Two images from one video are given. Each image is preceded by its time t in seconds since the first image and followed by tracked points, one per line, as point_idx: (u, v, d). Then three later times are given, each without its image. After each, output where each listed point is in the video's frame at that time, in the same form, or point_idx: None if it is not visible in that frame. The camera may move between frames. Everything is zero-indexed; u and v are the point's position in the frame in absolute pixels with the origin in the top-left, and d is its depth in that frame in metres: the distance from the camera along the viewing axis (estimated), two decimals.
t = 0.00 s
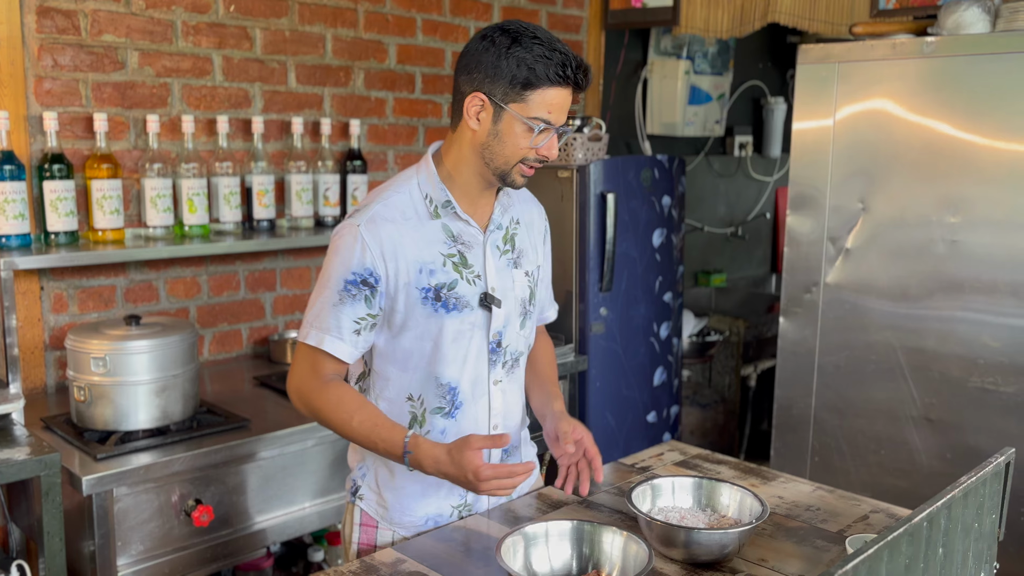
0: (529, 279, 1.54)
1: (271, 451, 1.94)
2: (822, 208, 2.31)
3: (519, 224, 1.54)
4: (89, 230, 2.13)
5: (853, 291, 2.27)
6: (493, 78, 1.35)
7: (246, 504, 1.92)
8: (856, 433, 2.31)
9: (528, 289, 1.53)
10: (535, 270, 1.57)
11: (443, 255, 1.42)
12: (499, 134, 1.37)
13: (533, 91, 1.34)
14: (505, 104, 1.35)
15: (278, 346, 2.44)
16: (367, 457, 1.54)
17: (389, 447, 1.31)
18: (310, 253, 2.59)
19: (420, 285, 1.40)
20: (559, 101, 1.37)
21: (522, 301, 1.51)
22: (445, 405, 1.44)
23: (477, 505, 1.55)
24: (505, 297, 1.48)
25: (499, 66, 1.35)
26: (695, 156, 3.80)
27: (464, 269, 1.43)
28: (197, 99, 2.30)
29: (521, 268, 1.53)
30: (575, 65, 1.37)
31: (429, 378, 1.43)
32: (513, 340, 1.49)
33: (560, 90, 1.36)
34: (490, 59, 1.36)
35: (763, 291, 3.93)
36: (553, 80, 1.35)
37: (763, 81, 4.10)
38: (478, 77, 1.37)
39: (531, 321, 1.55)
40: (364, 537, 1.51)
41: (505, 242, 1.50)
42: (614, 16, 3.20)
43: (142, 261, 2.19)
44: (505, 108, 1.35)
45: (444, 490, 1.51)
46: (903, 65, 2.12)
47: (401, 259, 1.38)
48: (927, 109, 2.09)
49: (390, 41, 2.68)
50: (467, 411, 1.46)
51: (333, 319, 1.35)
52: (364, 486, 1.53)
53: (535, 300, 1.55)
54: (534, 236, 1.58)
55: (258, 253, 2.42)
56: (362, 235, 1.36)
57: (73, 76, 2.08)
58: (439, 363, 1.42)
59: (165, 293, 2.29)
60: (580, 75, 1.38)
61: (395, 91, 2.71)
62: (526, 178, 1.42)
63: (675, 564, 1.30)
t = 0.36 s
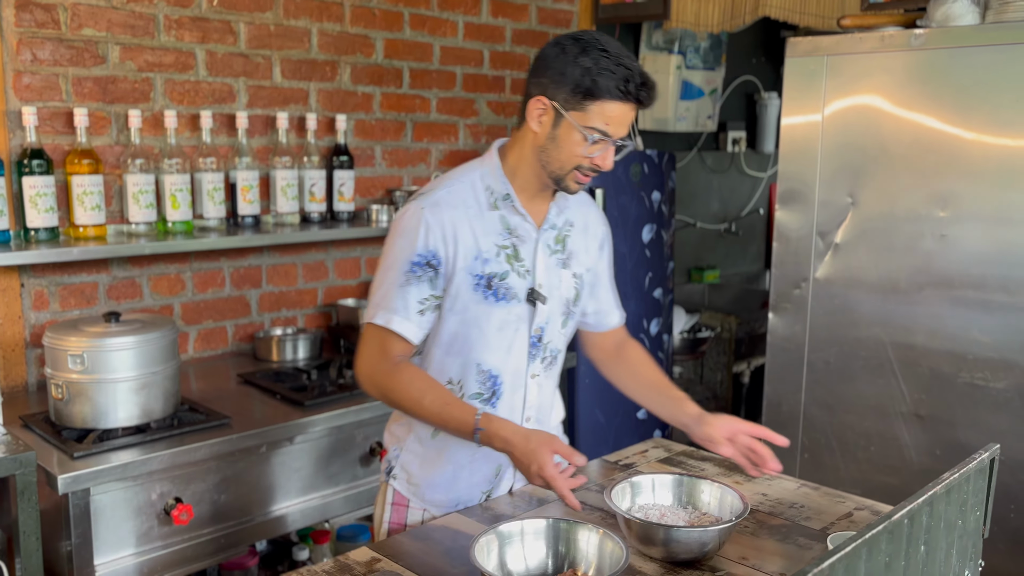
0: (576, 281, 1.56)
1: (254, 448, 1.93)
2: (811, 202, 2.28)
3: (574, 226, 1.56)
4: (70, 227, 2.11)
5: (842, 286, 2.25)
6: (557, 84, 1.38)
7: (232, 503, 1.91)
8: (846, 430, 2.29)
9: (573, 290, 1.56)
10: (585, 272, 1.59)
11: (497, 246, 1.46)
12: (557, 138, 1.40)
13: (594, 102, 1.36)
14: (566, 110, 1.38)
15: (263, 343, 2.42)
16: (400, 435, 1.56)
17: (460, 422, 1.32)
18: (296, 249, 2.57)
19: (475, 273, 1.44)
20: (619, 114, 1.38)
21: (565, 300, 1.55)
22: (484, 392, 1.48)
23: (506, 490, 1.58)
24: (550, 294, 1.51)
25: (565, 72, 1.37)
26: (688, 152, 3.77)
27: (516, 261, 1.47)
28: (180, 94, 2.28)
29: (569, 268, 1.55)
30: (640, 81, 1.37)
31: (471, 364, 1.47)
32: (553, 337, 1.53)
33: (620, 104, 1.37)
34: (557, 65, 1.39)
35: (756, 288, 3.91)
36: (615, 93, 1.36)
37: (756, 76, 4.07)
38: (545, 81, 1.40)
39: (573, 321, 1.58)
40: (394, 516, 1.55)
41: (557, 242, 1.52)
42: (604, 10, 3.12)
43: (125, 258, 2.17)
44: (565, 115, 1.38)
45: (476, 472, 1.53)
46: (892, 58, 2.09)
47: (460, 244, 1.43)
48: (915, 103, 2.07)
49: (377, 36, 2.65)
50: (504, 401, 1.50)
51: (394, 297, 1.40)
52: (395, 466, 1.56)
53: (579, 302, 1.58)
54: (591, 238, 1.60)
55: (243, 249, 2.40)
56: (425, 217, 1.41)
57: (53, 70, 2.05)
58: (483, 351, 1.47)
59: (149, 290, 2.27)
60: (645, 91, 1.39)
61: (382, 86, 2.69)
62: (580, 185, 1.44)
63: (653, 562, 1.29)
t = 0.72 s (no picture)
0: (625, 282, 1.57)
1: (244, 443, 1.92)
2: (807, 195, 2.26)
3: (633, 227, 1.56)
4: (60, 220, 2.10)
5: (838, 279, 2.23)
6: (615, 80, 1.38)
7: (220, 498, 1.90)
8: (842, 424, 2.28)
9: (618, 291, 1.57)
10: (639, 276, 1.59)
11: (547, 233, 1.49)
12: (611, 134, 1.39)
13: (649, 98, 1.34)
14: (623, 106, 1.37)
15: (256, 338, 2.41)
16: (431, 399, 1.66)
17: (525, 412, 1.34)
18: (290, 243, 2.56)
19: (521, 255, 1.48)
20: (678, 115, 1.36)
21: (607, 299, 1.56)
22: (514, 367, 1.54)
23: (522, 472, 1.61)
24: (591, 291, 1.54)
25: (623, 68, 1.37)
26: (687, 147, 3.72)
27: (562, 251, 1.50)
28: (171, 87, 2.26)
29: (618, 269, 1.56)
30: (699, 81, 1.35)
31: (506, 339, 1.53)
32: (591, 333, 1.56)
33: (679, 104, 1.34)
34: (618, 60, 1.38)
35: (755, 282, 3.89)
36: (671, 90, 1.34)
37: (755, 69, 4.05)
38: (606, 76, 1.40)
39: (620, 322, 1.58)
40: (415, 474, 1.65)
41: (609, 241, 1.54)
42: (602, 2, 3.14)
43: (116, 252, 2.16)
44: (621, 111, 1.37)
45: (495, 442, 1.59)
46: (888, 48, 2.07)
47: (512, 224, 1.47)
48: (910, 95, 2.05)
49: (370, 28, 2.64)
50: (534, 382, 1.55)
51: (451, 269, 1.44)
52: (421, 428, 1.66)
53: (628, 303, 1.58)
54: (651, 241, 1.58)
55: (236, 243, 2.39)
56: (483, 193, 1.46)
57: (41, 63, 2.04)
58: (518, 330, 1.51)
59: (140, 284, 2.26)
60: (704, 92, 1.36)
61: (376, 78, 2.67)
62: (632, 184, 1.43)
63: (641, 557, 1.27)
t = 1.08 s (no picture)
0: (642, 287, 1.55)
1: (241, 438, 1.92)
2: (808, 188, 2.25)
3: (654, 232, 1.54)
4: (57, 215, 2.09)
5: (838, 274, 2.22)
6: (644, 78, 1.35)
7: (218, 493, 1.89)
8: (842, 419, 2.26)
9: (636, 296, 1.55)
10: (660, 283, 1.57)
11: (566, 231, 1.48)
12: (636, 132, 1.37)
13: (676, 98, 1.31)
14: (649, 105, 1.34)
15: (255, 333, 2.40)
16: (440, 384, 1.65)
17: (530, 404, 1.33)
18: (289, 238, 2.55)
19: (539, 251, 1.47)
20: (705, 118, 1.32)
21: (622, 303, 1.55)
22: (524, 363, 1.53)
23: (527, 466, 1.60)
24: (607, 292, 1.53)
25: (652, 67, 1.34)
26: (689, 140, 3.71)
27: (581, 251, 1.49)
28: (169, 81, 2.26)
29: (637, 274, 1.55)
30: (728, 85, 1.31)
31: (518, 334, 1.52)
32: (604, 336, 1.55)
33: (706, 107, 1.31)
34: (648, 58, 1.35)
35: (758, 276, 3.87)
36: (699, 93, 1.30)
37: (758, 62, 4.02)
38: (635, 73, 1.37)
39: (635, 327, 1.57)
40: (421, 459, 1.65)
41: (629, 245, 1.52)
42: None
43: (113, 246, 2.16)
44: (647, 110, 1.35)
45: (500, 434, 1.58)
46: (890, 40, 2.05)
47: (533, 220, 1.46)
48: (911, 88, 2.03)
49: (369, 21, 2.63)
50: (544, 379, 1.54)
51: (471, 258, 1.42)
52: (429, 411, 1.65)
53: (645, 309, 1.57)
54: (674, 248, 1.56)
55: (234, 238, 2.39)
56: (507, 185, 1.45)
57: (38, 57, 2.03)
58: (531, 327, 1.51)
59: (138, 279, 2.26)
60: (734, 96, 1.32)
61: (375, 72, 2.66)
62: (655, 185, 1.40)
63: (637, 556, 1.27)
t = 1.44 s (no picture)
0: (640, 274, 1.57)
1: (244, 431, 1.92)
2: (812, 181, 2.24)
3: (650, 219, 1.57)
4: (60, 209, 2.10)
5: (842, 267, 2.21)
6: (638, 66, 1.38)
7: (221, 486, 1.90)
8: (846, 413, 2.26)
9: (635, 282, 1.56)
10: (653, 268, 1.60)
11: (563, 221, 1.48)
12: (629, 120, 1.40)
13: (669, 85, 1.34)
14: (643, 92, 1.37)
15: (258, 326, 2.41)
16: (443, 384, 1.65)
17: (502, 333, 1.33)
18: (292, 232, 2.55)
19: (535, 242, 1.47)
20: (698, 104, 1.35)
21: (624, 290, 1.56)
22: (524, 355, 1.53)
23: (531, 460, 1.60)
24: (609, 281, 1.53)
25: (646, 54, 1.37)
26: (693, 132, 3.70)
27: (579, 241, 1.49)
28: (171, 75, 2.26)
29: (635, 261, 1.56)
30: (721, 71, 1.34)
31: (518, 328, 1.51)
32: (607, 325, 1.55)
33: (700, 92, 1.34)
34: (642, 46, 1.39)
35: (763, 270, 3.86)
36: (692, 79, 1.33)
37: (764, 56, 3.99)
38: (629, 62, 1.40)
39: (632, 313, 1.59)
40: (426, 459, 1.65)
41: (627, 232, 1.53)
42: None
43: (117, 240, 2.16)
44: (640, 97, 1.37)
45: (504, 434, 1.57)
46: (894, 32, 2.04)
47: (526, 211, 1.46)
48: (915, 81, 2.02)
49: (372, 15, 2.62)
50: (545, 370, 1.55)
51: (463, 254, 1.43)
52: (432, 412, 1.65)
53: (641, 296, 1.59)
54: (665, 233, 1.60)
55: (237, 231, 2.39)
56: (499, 178, 1.44)
57: (40, 51, 2.03)
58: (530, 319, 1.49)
59: (142, 273, 2.26)
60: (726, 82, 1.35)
61: (378, 66, 2.66)
62: (649, 173, 1.42)
63: (637, 548, 1.27)
